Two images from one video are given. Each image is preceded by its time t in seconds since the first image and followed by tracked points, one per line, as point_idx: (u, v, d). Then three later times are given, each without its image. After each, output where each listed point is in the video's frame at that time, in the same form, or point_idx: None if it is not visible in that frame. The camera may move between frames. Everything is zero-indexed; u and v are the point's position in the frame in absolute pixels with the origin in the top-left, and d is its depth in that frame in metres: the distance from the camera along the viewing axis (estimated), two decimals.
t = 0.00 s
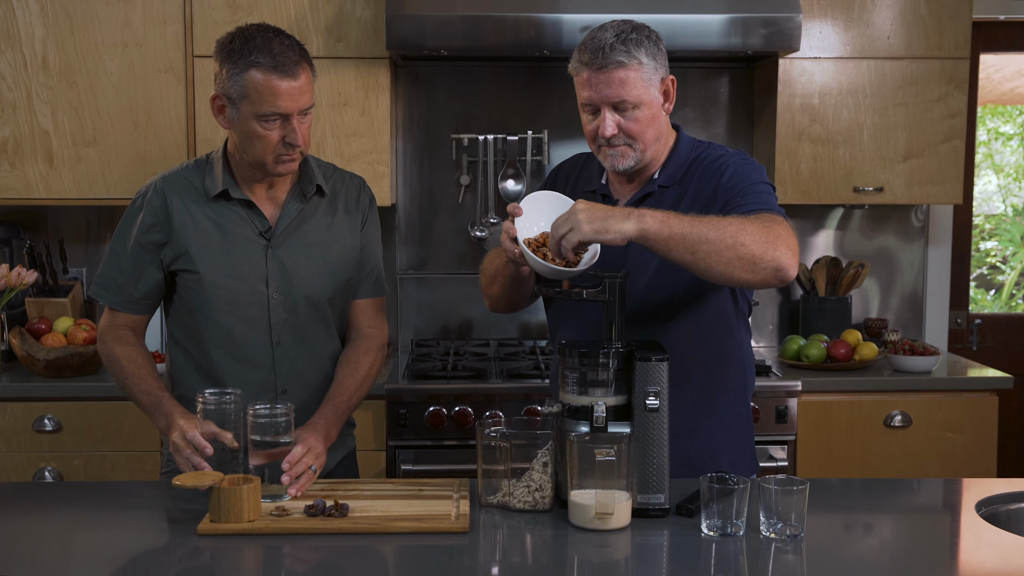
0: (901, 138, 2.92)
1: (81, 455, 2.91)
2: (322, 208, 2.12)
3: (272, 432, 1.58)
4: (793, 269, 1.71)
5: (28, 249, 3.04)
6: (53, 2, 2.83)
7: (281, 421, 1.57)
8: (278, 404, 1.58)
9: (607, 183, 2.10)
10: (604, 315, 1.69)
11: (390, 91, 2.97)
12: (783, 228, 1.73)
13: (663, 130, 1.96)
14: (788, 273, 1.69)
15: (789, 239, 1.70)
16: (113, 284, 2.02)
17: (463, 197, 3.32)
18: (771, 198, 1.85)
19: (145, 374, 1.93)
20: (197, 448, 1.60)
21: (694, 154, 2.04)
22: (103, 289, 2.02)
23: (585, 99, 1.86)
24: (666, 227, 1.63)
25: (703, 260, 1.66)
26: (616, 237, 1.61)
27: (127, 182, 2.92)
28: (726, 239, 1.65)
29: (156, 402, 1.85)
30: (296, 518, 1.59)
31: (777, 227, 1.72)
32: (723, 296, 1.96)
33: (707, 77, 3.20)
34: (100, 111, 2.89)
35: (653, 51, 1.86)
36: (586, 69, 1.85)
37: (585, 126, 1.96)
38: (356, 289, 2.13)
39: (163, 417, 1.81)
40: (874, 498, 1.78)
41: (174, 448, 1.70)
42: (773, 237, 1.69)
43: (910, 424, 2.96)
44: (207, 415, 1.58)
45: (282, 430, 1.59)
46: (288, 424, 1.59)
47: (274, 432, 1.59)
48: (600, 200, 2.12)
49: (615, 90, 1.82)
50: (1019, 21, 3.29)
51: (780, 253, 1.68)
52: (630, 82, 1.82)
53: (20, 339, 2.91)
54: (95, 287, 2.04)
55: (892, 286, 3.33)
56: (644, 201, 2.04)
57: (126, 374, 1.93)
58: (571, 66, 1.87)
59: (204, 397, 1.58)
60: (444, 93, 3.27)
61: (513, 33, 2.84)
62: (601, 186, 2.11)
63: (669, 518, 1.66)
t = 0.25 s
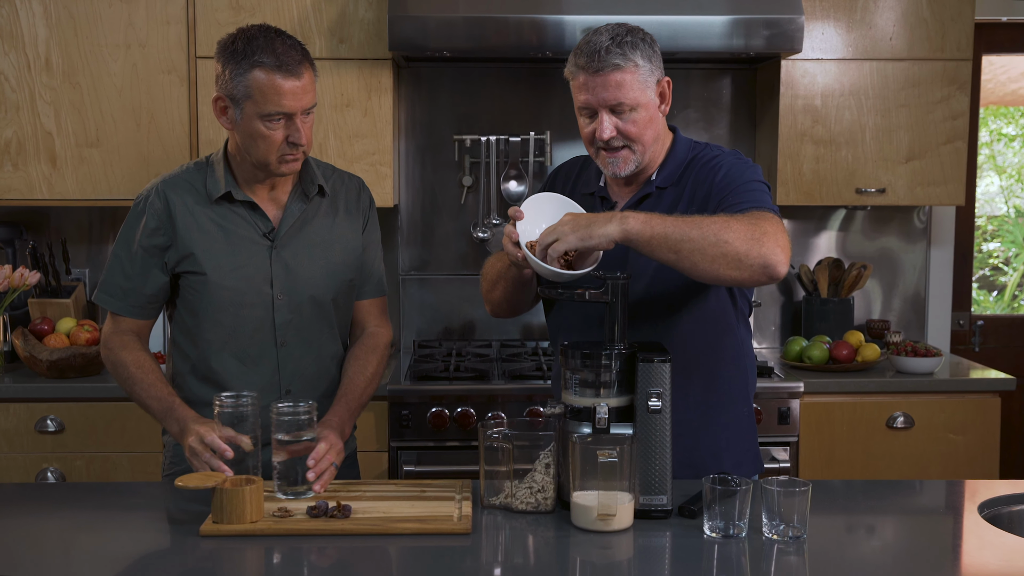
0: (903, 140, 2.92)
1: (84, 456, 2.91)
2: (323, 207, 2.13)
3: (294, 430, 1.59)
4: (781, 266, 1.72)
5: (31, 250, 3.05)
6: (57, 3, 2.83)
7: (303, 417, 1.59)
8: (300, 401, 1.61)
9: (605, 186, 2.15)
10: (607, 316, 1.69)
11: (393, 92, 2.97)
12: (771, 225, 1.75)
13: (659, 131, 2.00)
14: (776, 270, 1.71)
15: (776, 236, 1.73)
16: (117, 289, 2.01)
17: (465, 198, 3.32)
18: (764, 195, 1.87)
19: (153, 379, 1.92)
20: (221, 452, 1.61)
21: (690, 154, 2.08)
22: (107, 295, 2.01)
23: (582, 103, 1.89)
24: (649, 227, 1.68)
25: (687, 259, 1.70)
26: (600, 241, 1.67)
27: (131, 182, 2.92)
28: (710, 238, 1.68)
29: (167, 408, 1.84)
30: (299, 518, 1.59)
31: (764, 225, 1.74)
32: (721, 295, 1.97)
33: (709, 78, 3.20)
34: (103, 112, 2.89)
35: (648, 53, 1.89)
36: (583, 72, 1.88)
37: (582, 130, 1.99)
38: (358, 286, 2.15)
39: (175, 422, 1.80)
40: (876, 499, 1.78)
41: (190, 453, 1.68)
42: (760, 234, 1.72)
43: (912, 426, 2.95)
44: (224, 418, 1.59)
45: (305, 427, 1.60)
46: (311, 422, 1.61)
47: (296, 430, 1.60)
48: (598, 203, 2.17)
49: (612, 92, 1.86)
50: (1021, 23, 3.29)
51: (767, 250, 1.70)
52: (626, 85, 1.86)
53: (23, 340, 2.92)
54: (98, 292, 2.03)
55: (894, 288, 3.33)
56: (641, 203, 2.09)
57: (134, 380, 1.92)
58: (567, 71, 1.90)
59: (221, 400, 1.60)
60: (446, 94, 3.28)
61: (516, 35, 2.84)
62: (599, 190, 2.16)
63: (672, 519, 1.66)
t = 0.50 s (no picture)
0: (904, 141, 2.92)
1: (85, 458, 2.91)
2: (325, 207, 2.15)
3: (317, 428, 1.62)
4: (784, 261, 1.73)
5: (32, 252, 3.04)
6: (58, 5, 2.83)
7: (325, 416, 1.61)
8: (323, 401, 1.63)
9: (602, 188, 2.17)
10: (608, 317, 1.69)
11: (394, 94, 2.97)
12: (771, 221, 1.76)
13: (655, 132, 2.03)
14: (778, 265, 1.72)
15: (777, 232, 1.73)
16: (125, 296, 2.01)
17: (466, 200, 3.32)
18: (761, 192, 1.88)
19: (164, 388, 1.92)
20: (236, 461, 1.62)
21: (686, 155, 2.10)
22: (115, 301, 2.01)
23: (578, 105, 1.92)
24: (649, 228, 1.69)
25: (689, 257, 1.70)
26: (603, 243, 1.67)
27: (132, 184, 2.92)
28: (711, 235, 1.69)
29: (180, 416, 1.85)
30: (300, 520, 1.59)
31: (764, 221, 1.75)
32: (719, 295, 1.97)
33: (710, 80, 3.21)
34: (104, 114, 2.89)
35: (642, 55, 1.92)
36: (578, 75, 1.91)
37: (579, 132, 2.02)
38: (368, 283, 2.21)
39: (189, 431, 1.80)
40: (878, 500, 1.78)
41: (207, 460, 1.70)
42: (760, 230, 1.72)
43: (912, 426, 2.96)
44: (242, 427, 1.61)
45: (328, 427, 1.63)
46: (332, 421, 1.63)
47: (318, 429, 1.62)
48: (596, 205, 2.19)
49: (608, 94, 1.89)
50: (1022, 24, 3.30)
51: (768, 246, 1.70)
52: (621, 87, 1.89)
53: (24, 342, 2.91)
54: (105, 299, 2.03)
55: (895, 289, 3.33)
56: (639, 205, 2.11)
57: (145, 389, 1.92)
58: (563, 75, 1.93)
59: (240, 408, 1.61)
60: (447, 95, 3.28)
61: (516, 36, 2.84)
62: (596, 192, 2.18)
63: (673, 521, 1.66)
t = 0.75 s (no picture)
0: (905, 142, 2.92)
1: (87, 459, 2.91)
2: (328, 208, 2.16)
3: (325, 429, 1.64)
4: (788, 259, 1.74)
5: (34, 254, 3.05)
6: (60, 7, 2.84)
7: (333, 417, 1.64)
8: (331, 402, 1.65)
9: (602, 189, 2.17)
10: (609, 319, 1.69)
11: (395, 96, 2.98)
12: (774, 219, 1.77)
13: (655, 134, 2.03)
14: (783, 263, 1.73)
15: (781, 230, 1.74)
16: (130, 299, 2.01)
17: (467, 201, 3.32)
18: (763, 193, 1.90)
19: (171, 393, 1.93)
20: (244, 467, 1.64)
21: (686, 157, 2.11)
22: (120, 304, 2.01)
23: (579, 106, 1.92)
24: (654, 225, 1.70)
25: (695, 255, 1.71)
26: (608, 240, 1.67)
27: (133, 186, 2.93)
28: (717, 233, 1.70)
29: (188, 420, 1.85)
30: (301, 522, 1.59)
31: (767, 220, 1.76)
32: (719, 296, 1.98)
33: (711, 82, 3.20)
34: (105, 116, 2.89)
35: (642, 55, 1.93)
36: (579, 76, 1.92)
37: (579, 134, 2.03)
38: (372, 285, 2.23)
39: (196, 435, 1.81)
40: (879, 502, 1.77)
41: (213, 464, 1.69)
42: (764, 229, 1.73)
43: (915, 428, 2.96)
44: (251, 431, 1.63)
45: (335, 427, 1.65)
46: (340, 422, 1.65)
47: (326, 430, 1.65)
48: (596, 206, 2.19)
49: (609, 95, 1.89)
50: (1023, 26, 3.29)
51: (773, 243, 1.72)
52: (622, 87, 1.90)
53: (26, 344, 2.92)
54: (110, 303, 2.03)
55: (896, 291, 3.33)
56: (639, 206, 2.11)
57: (152, 394, 1.92)
58: (563, 76, 1.94)
59: (247, 413, 1.64)
60: (448, 96, 3.28)
61: (517, 38, 2.84)
62: (596, 193, 2.18)
63: (673, 522, 1.66)
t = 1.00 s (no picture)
0: (910, 146, 2.91)
1: (93, 464, 2.92)
2: (335, 212, 2.18)
3: (331, 435, 1.64)
4: (797, 269, 1.76)
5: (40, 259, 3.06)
6: (66, 13, 2.85)
7: (339, 422, 1.63)
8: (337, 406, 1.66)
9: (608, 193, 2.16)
10: (613, 324, 1.69)
11: (400, 100, 2.98)
12: (784, 229, 1.78)
13: (662, 138, 2.04)
14: (792, 274, 1.75)
15: (790, 240, 1.76)
16: (139, 305, 2.02)
17: (472, 206, 3.32)
18: (771, 201, 1.91)
19: (182, 399, 1.94)
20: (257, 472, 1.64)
21: (693, 162, 2.11)
22: (129, 309, 2.03)
23: (587, 110, 1.92)
24: (669, 234, 1.69)
25: (707, 264, 1.71)
26: (621, 248, 1.66)
27: (139, 192, 2.93)
28: (730, 243, 1.71)
29: (199, 426, 1.86)
30: (307, 527, 1.59)
31: (777, 230, 1.77)
32: (724, 302, 1.98)
33: (716, 86, 3.20)
34: (111, 121, 2.90)
35: (650, 60, 1.93)
36: (587, 80, 1.92)
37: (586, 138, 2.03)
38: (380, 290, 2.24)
39: (206, 441, 1.82)
40: (885, 507, 1.77)
41: (225, 470, 1.70)
42: (775, 239, 1.74)
43: (921, 433, 2.95)
44: (260, 437, 1.63)
45: (340, 432, 1.64)
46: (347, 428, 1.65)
47: (332, 435, 1.64)
48: (601, 210, 2.18)
49: (617, 99, 1.90)
50: None
51: (783, 254, 1.73)
52: (630, 91, 1.89)
53: (32, 348, 2.92)
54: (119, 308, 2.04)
55: (902, 295, 3.32)
56: (645, 211, 2.10)
57: (162, 400, 1.93)
58: (571, 80, 1.94)
59: (259, 419, 1.63)
60: (452, 101, 3.28)
61: (522, 43, 2.85)
62: (602, 197, 2.17)
63: (679, 527, 1.65)
